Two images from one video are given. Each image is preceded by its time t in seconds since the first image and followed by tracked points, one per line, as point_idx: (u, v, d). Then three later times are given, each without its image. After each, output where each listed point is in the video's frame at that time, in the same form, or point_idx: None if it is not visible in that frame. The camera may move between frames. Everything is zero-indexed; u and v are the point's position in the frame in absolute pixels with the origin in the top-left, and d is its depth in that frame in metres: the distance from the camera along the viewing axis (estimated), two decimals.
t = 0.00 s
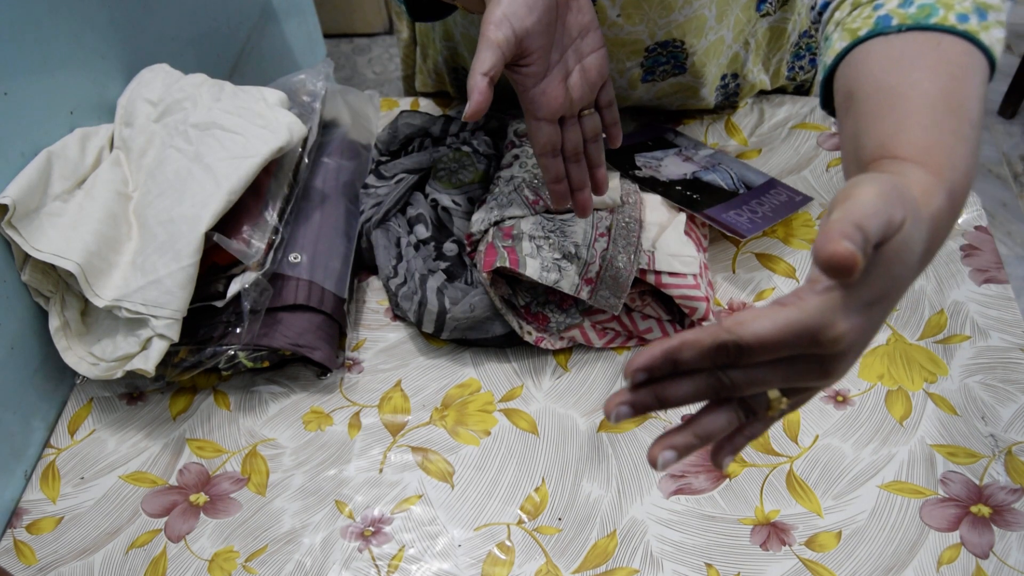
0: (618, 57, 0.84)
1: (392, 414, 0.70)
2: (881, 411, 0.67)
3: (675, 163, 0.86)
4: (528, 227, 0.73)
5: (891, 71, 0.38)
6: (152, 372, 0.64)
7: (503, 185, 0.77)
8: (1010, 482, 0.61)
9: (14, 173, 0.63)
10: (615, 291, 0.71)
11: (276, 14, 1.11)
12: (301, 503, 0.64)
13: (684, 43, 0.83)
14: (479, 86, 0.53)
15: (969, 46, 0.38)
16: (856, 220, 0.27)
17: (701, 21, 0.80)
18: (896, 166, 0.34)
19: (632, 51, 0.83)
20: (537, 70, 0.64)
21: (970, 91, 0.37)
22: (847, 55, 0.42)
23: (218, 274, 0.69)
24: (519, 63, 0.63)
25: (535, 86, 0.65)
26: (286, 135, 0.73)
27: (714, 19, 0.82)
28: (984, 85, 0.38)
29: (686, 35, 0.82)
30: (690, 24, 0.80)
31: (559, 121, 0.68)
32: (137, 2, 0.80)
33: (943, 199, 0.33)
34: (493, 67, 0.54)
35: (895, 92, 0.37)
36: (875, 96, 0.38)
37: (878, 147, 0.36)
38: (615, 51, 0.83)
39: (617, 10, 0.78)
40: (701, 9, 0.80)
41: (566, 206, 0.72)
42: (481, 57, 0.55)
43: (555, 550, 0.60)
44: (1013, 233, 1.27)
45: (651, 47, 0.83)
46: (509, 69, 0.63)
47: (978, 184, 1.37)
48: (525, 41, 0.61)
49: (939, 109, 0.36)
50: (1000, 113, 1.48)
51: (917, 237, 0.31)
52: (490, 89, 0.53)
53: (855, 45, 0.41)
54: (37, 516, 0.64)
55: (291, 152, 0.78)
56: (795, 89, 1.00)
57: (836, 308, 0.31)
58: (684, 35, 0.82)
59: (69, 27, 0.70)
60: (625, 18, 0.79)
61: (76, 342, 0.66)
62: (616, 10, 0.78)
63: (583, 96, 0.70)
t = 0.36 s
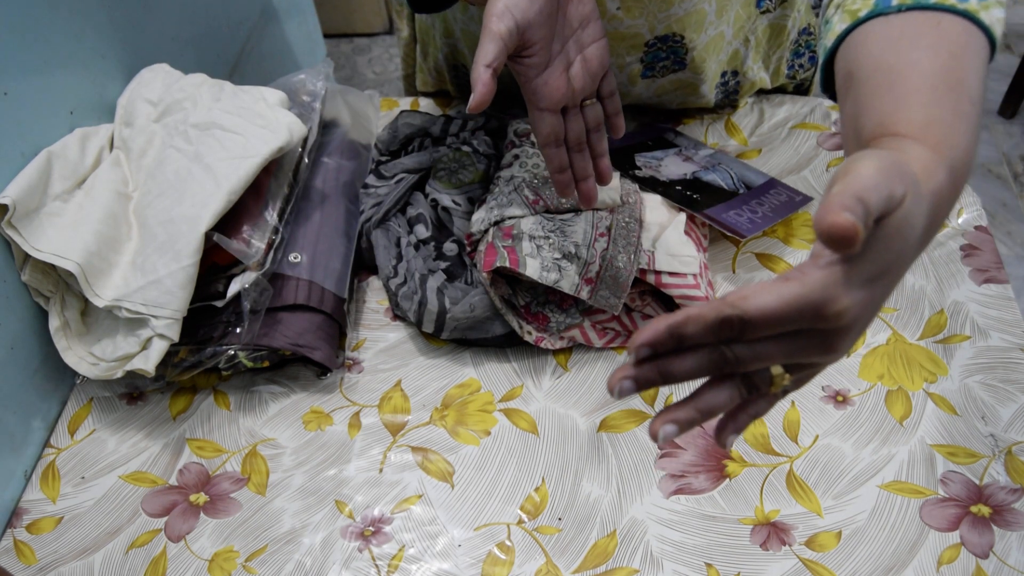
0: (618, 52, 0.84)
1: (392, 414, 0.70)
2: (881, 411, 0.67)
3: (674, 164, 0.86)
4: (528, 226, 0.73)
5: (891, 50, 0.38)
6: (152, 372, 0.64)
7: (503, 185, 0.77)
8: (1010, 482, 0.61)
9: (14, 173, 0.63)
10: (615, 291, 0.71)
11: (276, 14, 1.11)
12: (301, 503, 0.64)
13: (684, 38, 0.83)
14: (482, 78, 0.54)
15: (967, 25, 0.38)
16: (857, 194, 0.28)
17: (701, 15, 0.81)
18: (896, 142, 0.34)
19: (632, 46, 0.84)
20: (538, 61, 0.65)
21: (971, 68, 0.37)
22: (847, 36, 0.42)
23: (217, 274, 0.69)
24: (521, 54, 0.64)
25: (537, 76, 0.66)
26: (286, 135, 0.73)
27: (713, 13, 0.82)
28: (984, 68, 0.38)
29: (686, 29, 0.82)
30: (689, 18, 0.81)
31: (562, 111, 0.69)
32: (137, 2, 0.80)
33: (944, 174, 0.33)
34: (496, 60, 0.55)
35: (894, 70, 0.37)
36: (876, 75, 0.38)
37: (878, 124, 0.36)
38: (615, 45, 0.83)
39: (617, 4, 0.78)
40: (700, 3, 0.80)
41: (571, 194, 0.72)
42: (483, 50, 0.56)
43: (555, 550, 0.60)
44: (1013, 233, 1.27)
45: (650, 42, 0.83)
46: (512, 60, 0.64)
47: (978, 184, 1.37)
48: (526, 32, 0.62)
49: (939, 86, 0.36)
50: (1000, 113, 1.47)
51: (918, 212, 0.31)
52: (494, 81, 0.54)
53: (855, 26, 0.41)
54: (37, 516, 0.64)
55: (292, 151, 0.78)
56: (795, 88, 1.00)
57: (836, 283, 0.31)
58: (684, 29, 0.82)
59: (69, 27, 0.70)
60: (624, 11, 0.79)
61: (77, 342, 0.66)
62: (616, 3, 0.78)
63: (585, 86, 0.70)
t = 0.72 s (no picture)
0: (618, 49, 0.84)
1: (392, 414, 0.70)
2: (881, 411, 0.67)
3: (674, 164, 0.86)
4: (528, 226, 0.73)
5: (888, 45, 0.38)
6: (152, 372, 0.64)
7: (503, 185, 0.77)
8: (1010, 482, 0.61)
9: (14, 173, 0.63)
10: (614, 291, 0.71)
11: (276, 14, 1.11)
12: (301, 503, 0.64)
13: (684, 35, 0.83)
14: (480, 73, 0.55)
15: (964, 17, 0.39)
16: (853, 190, 0.28)
17: (700, 12, 0.81)
18: (893, 138, 0.34)
19: (632, 43, 0.84)
20: (536, 55, 0.65)
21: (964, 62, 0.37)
22: (845, 31, 0.42)
23: (217, 274, 0.69)
24: (519, 49, 0.64)
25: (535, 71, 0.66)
26: (286, 135, 0.73)
27: (713, 11, 0.82)
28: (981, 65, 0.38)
29: (685, 27, 0.82)
30: (689, 15, 0.81)
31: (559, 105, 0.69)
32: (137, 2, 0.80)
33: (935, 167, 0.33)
34: (493, 54, 0.56)
35: (890, 63, 0.37)
36: (874, 70, 0.38)
37: (875, 119, 0.36)
38: (615, 41, 0.84)
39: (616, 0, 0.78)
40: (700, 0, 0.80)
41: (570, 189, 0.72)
42: (481, 45, 0.57)
43: (555, 550, 0.60)
44: (1013, 233, 1.27)
45: (650, 39, 0.84)
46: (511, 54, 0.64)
47: (978, 184, 1.37)
48: (523, 27, 0.62)
49: (936, 80, 0.36)
50: (1001, 113, 1.47)
51: (915, 207, 0.31)
52: (491, 75, 0.55)
53: (852, 21, 0.41)
54: (37, 516, 0.64)
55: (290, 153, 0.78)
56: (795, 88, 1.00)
57: (833, 275, 0.31)
58: (684, 26, 0.82)
59: (69, 27, 0.70)
60: (624, 8, 0.79)
61: (77, 342, 0.66)
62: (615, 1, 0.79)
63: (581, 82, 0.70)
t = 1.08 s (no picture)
0: (617, 48, 0.85)
1: (392, 414, 0.70)
2: (881, 411, 0.67)
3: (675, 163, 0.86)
4: (528, 226, 0.73)
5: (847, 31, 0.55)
6: (152, 372, 0.64)
7: (503, 185, 0.77)
8: (1010, 482, 0.61)
9: (14, 173, 0.63)
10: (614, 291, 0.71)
11: (277, 14, 1.11)
12: (301, 503, 0.64)
13: (684, 35, 0.83)
14: (470, 73, 0.58)
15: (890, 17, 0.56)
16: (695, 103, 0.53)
17: (700, 12, 0.81)
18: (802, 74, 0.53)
19: (631, 42, 0.84)
20: (527, 56, 0.67)
21: (882, 62, 0.54)
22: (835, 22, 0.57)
23: (217, 274, 0.69)
24: (510, 50, 0.67)
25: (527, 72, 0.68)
26: (286, 135, 0.73)
27: (712, 10, 0.82)
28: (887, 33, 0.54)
29: (685, 26, 0.82)
30: (688, 15, 0.81)
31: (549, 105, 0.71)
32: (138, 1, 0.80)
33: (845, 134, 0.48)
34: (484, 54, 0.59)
35: (826, 49, 0.54)
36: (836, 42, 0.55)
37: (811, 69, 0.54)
38: (614, 40, 0.84)
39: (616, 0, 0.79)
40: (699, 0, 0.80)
41: (557, 192, 0.73)
42: (473, 45, 0.60)
43: (555, 550, 0.60)
44: (1013, 233, 1.29)
45: (650, 39, 0.84)
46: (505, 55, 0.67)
47: (978, 184, 1.38)
48: (515, 28, 0.64)
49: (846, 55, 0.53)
50: (1001, 113, 1.47)
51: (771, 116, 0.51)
52: (481, 74, 0.58)
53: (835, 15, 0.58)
54: (37, 516, 0.64)
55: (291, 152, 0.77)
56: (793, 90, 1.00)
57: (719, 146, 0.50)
58: (684, 26, 0.82)
59: (69, 27, 0.70)
60: (624, 7, 0.80)
61: (76, 342, 0.66)
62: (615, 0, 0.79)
63: (573, 82, 0.73)
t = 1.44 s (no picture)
0: (618, 50, 0.84)
1: (392, 414, 0.70)
2: (881, 411, 0.67)
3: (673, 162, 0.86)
4: (528, 226, 0.73)
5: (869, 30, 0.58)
6: (152, 372, 0.64)
7: (503, 185, 0.77)
8: (1010, 482, 0.61)
9: (14, 173, 0.63)
10: (615, 291, 0.71)
11: (277, 14, 1.11)
12: (301, 503, 0.64)
13: (685, 37, 0.82)
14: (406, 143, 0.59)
15: (911, 13, 0.58)
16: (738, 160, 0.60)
17: (701, 13, 0.80)
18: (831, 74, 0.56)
19: (632, 45, 0.83)
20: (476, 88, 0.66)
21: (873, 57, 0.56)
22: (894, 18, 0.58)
23: (217, 274, 0.69)
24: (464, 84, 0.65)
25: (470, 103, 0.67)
26: (286, 135, 0.73)
27: (713, 12, 0.82)
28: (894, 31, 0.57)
29: (686, 28, 0.81)
30: (690, 16, 0.80)
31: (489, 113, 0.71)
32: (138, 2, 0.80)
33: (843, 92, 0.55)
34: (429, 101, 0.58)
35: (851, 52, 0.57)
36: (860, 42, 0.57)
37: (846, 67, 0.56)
38: (614, 42, 0.83)
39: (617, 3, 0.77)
40: (700, 2, 0.79)
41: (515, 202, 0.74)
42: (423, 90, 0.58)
43: (555, 550, 0.60)
44: (1013, 233, 1.29)
45: (651, 41, 0.83)
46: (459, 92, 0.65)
47: (978, 183, 1.38)
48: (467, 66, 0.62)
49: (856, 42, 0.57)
50: (1000, 113, 1.47)
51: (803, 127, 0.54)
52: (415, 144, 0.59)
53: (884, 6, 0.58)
54: (37, 516, 0.64)
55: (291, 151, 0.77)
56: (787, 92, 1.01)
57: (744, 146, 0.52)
58: (685, 28, 0.81)
59: (69, 27, 0.70)
60: (625, 10, 0.78)
61: (77, 342, 0.66)
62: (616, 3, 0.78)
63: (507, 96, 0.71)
